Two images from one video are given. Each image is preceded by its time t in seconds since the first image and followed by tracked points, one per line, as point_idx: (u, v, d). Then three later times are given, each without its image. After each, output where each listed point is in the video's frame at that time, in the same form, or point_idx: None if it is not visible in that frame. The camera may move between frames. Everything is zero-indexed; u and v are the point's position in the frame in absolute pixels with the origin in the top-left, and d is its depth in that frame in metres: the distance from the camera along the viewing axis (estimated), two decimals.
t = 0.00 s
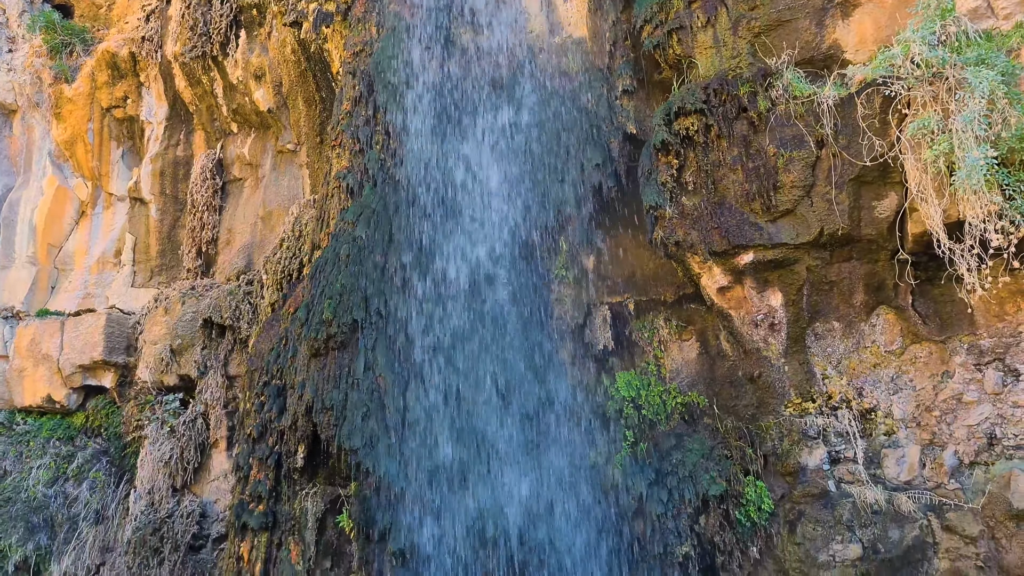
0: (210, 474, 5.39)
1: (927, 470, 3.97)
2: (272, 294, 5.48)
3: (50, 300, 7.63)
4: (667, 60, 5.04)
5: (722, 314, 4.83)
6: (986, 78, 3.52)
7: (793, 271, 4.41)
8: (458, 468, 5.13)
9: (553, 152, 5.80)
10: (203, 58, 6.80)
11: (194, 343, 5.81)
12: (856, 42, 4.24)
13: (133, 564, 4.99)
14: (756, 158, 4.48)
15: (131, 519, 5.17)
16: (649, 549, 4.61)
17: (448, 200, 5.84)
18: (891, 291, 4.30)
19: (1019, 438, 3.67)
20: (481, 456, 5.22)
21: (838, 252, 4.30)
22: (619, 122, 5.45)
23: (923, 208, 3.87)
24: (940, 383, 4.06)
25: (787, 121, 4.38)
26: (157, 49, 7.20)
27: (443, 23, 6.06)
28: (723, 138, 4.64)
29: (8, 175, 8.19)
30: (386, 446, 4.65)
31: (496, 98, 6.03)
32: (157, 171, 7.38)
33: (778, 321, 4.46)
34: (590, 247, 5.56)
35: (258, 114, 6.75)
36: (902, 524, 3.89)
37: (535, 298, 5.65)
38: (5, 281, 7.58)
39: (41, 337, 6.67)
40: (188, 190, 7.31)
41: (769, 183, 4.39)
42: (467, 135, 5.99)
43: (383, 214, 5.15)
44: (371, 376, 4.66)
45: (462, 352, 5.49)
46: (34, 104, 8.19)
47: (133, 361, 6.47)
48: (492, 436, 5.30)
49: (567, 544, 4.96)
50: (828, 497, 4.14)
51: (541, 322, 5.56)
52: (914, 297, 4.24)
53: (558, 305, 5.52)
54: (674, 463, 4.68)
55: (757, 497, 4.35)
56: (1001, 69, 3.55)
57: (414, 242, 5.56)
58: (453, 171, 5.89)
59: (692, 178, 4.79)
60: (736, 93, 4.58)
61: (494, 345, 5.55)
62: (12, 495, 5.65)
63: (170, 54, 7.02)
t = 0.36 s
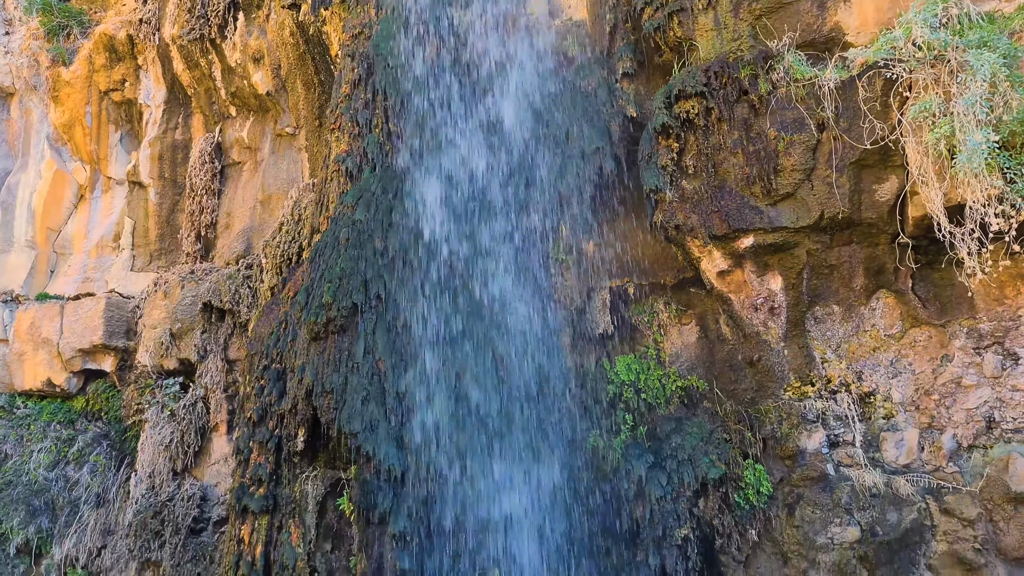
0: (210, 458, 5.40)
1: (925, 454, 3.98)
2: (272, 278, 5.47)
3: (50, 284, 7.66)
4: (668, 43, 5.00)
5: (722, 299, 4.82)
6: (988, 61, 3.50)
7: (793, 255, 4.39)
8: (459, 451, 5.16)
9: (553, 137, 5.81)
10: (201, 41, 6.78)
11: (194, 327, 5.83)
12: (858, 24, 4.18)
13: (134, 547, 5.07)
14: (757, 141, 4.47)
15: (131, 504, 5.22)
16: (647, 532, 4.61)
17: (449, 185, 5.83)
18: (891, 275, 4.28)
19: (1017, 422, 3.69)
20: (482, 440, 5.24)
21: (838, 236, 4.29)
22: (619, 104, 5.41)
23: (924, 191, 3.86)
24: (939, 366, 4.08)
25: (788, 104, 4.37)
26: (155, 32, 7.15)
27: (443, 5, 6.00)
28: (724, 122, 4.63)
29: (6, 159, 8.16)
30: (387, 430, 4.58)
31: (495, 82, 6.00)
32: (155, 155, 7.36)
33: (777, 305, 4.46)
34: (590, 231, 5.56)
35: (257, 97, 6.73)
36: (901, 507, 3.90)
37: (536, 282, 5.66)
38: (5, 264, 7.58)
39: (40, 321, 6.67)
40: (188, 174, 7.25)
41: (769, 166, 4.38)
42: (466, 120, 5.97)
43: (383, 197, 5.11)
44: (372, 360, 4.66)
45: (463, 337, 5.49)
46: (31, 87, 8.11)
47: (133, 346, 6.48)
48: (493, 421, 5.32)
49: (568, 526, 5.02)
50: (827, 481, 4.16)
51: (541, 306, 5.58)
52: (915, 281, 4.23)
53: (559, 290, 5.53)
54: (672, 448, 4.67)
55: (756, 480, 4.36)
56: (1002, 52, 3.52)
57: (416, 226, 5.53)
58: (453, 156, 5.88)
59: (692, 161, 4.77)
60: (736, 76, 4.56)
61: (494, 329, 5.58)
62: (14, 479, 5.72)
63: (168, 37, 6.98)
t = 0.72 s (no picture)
0: (210, 442, 5.45)
1: (924, 437, 3.99)
2: (271, 262, 5.47)
3: (48, 269, 7.67)
4: (667, 26, 4.96)
5: (721, 282, 4.82)
6: (988, 43, 3.50)
7: (792, 239, 4.38)
8: (460, 435, 5.18)
9: (553, 121, 5.80)
10: (199, 25, 6.74)
11: (193, 312, 5.82)
12: (858, 7, 4.15)
13: (135, 531, 5.10)
14: (756, 125, 4.44)
15: (132, 487, 5.29)
16: (647, 514, 4.69)
17: (448, 168, 5.81)
18: (890, 260, 4.28)
19: (1016, 405, 3.71)
20: (482, 423, 5.28)
21: (837, 220, 4.27)
22: (619, 88, 5.39)
23: (924, 174, 3.84)
24: (938, 350, 4.08)
25: (788, 87, 4.34)
26: (152, 15, 7.11)
27: None
28: (724, 105, 4.61)
29: (4, 143, 8.14)
30: (387, 414, 4.57)
31: (494, 63, 5.92)
32: (154, 139, 7.33)
33: (777, 289, 4.45)
34: (590, 215, 5.59)
35: (255, 81, 6.72)
36: (899, 490, 3.90)
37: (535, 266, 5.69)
38: (5, 248, 7.70)
39: (39, 306, 6.68)
40: (186, 159, 7.24)
41: (769, 150, 4.35)
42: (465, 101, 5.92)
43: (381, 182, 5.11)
44: (371, 345, 4.65)
45: (463, 320, 5.52)
46: (28, 70, 8.04)
47: (132, 330, 6.48)
48: (492, 404, 5.34)
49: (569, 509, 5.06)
50: (826, 464, 4.16)
51: (541, 290, 5.62)
52: (914, 266, 4.22)
53: (558, 274, 5.58)
54: (673, 430, 4.72)
55: (755, 463, 4.37)
56: (1004, 34, 3.52)
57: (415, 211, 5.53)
58: (451, 141, 5.85)
59: (692, 145, 4.74)
60: (736, 59, 4.53)
61: (494, 312, 5.60)
62: (15, 463, 5.75)
63: (165, 20, 6.94)
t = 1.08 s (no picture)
0: (210, 429, 5.47)
1: (922, 423, 4.01)
2: (270, 250, 5.47)
3: (47, 256, 7.70)
4: (667, 12, 5.03)
5: (720, 269, 4.86)
6: (990, 29, 3.46)
7: (791, 226, 4.36)
8: (459, 421, 5.21)
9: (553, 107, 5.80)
10: (196, 10, 6.70)
11: (193, 300, 5.82)
12: None
13: (136, 517, 5.14)
14: (756, 111, 4.41)
15: (132, 474, 5.34)
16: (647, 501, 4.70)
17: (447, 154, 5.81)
18: (889, 247, 4.27)
19: (1013, 392, 3.72)
20: (481, 409, 5.29)
21: (837, 206, 4.25)
22: (619, 74, 5.35)
23: (923, 161, 3.85)
24: (936, 338, 4.10)
25: (788, 74, 4.31)
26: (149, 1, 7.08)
27: None
28: (723, 91, 4.59)
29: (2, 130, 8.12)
30: (386, 400, 4.60)
31: (493, 48, 5.92)
32: (152, 126, 7.30)
33: (776, 276, 4.45)
34: (589, 202, 5.59)
35: (253, 68, 6.70)
36: (896, 476, 3.91)
37: (534, 253, 5.70)
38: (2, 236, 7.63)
39: (38, 294, 6.68)
40: (184, 146, 7.18)
41: (769, 136, 4.32)
42: (464, 88, 5.93)
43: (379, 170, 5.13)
44: (370, 332, 4.66)
45: (462, 306, 5.54)
46: (25, 56, 8.01)
47: (131, 318, 6.46)
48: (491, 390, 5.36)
49: (569, 496, 5.08)
50: (824, 450, 4.11)
51: (540, 277, 5.63)
52: (913, 252, 4.23)
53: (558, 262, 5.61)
54: (671, 419, 4.72)
55: (753, 450, 4.35)
56: (1005, 20, 3.50)
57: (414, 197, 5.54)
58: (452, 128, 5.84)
59: (692, 132, 4.73)
60: (736, 45, 4.51)
61: (492, 298, 5.62)
62: (15, 450, 5.80)
63: (162, 6, 6.91)
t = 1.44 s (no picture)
0: (209, 416, 5.48)
1: (919, 410, 4.01)
2: (268, 236, 5.45)
3: (44, 242, 7.68)
4: None
5: (719, 256, 4.84)
6: (991, 14, 3.43)
7: (790, 212, 4.37)
8: (457, 407, 5.19)
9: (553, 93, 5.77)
10: None
11: (191, 287, 5.82)
12: None
13: (134, 504, 5.21)
14: (755, 98, 4.40)
15: (132, 460, 5.35)
16: (643, 486, 4.76)
17: (445, 139, 5.76)
18: (888, 233, 4.26)
19: (1011, 377, 3.72)
20: (479, 395, 5.27)
21: (837, 192, 4.24)
22: (619, 60, 5.44)
23: (924, 147, 3.82)
24: (934, 325, 4.09)
25: (788, 60, 4.28)
26: None
27: None
28: (723, 77, 4.58)
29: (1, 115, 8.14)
30: (384, 386, 4.63)
31: (491, 35, 5.91)
32: (149, 112, 7.29)
33: (775, 263, 4.44)
34: (588, 188, 5.55)
35: (250, 53, 6.67)
36: (894, 462, 3.92)
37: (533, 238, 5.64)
38: None
39: (36, 280, 6.67)
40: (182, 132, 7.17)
41: (768, 122, 4.32)
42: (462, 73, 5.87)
43: (376, 155, 5.11)
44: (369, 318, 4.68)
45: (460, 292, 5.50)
46: (23, 42, 7.99)
47: (129, 304, 6.46)
48: (490, 375, 5.33)
49: (568, 482, 5.09)
50: (822, 437, 4.13)
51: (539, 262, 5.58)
52: (912, 239, 4.22)
53: (557, 248, 5.54)
54: (670, 404, 4.76)
55: (751, 436, 4.38)
56: (1005, 6, 3.45)
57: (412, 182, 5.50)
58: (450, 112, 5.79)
59: (691, 118, 4.73)
60: (736, 31, 4.48)
61: (491, 283, 5.57)
62: (15, 436, 5.86)
63: None
